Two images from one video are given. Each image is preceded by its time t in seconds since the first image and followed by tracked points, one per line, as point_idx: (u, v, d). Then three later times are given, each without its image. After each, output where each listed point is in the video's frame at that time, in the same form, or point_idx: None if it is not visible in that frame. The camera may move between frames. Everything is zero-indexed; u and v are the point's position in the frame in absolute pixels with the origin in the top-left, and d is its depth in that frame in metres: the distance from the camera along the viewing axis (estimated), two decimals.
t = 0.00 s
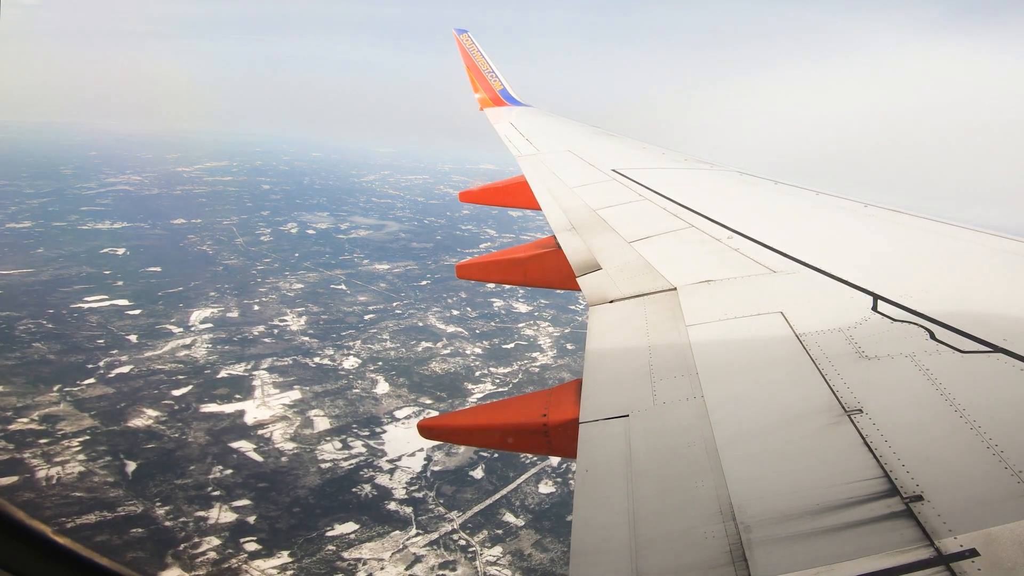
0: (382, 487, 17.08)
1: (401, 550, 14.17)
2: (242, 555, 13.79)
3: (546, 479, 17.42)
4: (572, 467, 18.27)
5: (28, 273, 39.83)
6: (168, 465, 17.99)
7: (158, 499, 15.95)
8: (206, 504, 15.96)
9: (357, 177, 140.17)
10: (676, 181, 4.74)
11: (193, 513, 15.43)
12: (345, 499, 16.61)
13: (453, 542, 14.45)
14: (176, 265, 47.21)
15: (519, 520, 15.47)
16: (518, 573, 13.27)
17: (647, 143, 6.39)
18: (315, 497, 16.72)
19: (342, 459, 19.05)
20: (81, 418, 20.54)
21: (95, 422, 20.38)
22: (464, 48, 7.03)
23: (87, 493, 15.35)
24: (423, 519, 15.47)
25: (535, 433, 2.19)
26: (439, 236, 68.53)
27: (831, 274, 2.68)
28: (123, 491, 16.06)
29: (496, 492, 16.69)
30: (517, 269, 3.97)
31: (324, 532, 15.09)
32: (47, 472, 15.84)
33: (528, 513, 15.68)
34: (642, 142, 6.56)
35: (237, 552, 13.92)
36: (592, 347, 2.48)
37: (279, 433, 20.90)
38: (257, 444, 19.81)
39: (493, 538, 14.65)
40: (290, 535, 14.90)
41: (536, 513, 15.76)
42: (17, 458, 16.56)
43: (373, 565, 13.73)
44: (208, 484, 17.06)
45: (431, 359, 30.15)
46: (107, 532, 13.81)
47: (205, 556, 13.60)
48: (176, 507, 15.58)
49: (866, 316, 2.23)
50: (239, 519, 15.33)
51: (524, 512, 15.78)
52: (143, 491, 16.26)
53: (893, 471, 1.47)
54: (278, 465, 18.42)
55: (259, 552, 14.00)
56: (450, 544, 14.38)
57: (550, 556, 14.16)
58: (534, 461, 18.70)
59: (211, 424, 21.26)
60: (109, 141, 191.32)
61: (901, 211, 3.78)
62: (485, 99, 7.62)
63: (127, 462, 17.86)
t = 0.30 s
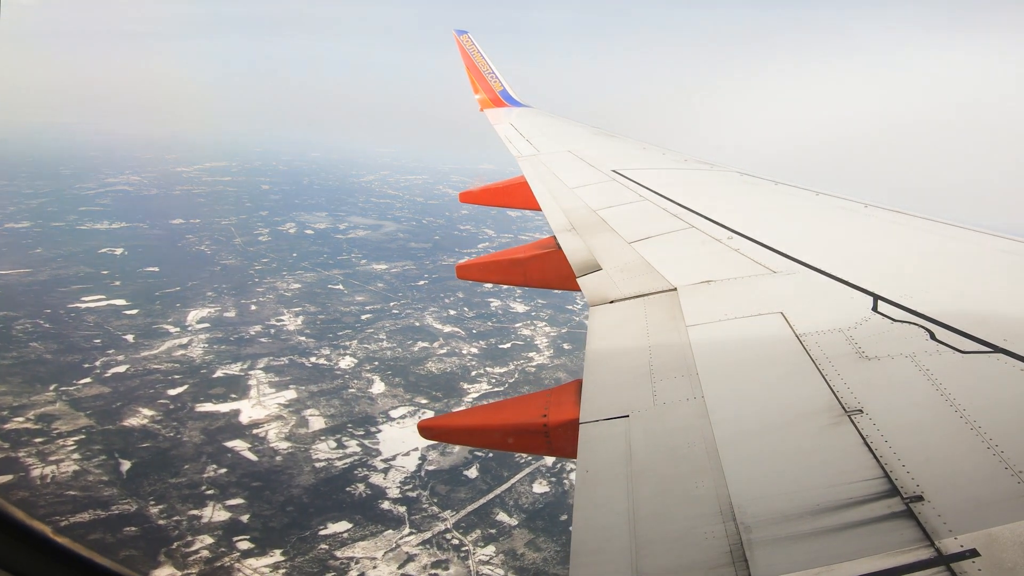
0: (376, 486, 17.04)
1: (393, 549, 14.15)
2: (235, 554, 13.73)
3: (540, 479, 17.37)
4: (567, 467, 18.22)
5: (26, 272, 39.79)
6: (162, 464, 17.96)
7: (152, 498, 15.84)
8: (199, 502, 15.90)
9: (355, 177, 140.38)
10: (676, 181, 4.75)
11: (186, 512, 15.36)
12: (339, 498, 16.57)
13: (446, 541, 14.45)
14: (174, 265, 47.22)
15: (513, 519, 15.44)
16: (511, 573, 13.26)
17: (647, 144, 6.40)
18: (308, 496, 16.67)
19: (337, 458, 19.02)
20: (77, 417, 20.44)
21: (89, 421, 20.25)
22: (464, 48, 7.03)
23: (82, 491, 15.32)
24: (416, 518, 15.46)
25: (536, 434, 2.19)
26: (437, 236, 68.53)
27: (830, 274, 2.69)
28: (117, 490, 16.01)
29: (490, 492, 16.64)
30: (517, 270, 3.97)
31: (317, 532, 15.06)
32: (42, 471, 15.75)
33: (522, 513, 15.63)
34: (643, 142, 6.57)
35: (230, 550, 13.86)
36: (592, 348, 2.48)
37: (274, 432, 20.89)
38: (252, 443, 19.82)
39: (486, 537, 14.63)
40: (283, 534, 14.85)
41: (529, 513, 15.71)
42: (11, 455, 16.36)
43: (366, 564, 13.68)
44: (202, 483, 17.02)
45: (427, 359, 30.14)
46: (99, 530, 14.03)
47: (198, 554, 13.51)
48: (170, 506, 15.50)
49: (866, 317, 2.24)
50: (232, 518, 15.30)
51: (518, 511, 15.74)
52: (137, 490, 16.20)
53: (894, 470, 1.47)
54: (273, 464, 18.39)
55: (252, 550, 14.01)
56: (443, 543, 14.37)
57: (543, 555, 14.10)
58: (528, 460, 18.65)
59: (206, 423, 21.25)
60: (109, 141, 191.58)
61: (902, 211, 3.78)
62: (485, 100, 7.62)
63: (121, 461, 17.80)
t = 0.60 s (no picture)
0: (370, 486, 17.07)
1: (386, 548, 14.17)
2: (227, 552, 13.63)
3: (534, 478, 17.36)
4: (561, 467, 18.22)
5: (23, 273, 39.69)
6: (157, 462, 17.87)
7: (146, 497, 15.63)
8: (193, 501, 15.77)
9: (353, 178, 140.63)
10: (676, 181, 4.75)
11: (180, 510, 15.21)
12: (332, 497, 16.56)
13: (439, 540, 14.47)
14: (172, 265, 47.22)
15: (506, 519, 15.47)
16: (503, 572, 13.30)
17: (647, 144, 6.41)
18: (302, 495, 16.64)
19: (331, 457, 19.01)
20: (73, 416, 19.83)
21: (85, 420, 19.78)
22: (464, 48, 7.02)
23: (76, 490, 14.62)
24: (409, 518, 15.50)
25: (536, 434, 2.19)
26: (435, 236, 68.61)
27: (831, 274, 2.69)
28: (111, 490, 15.48)
29: (484, 491, 16.64)
30: (517, 270, 3.97)
31: (310, 531, 15.02)
32: (35, 469, 14.81)
33: (515, 512, 15.65)
34: (642, 142, 6.57)
35: (223, 549, 13.76)
36: (592, 348, 2.48)
37: (269, 431, 20.91)
38: (246, 443, 19.84)
39: (478, 536, 14.65)
40: (277, 532, 14.79)
41: (523, 512, 15.72)
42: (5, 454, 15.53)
43: (358, 563, 13.64)
44: (197, 481, 16.96)
45: (423, 359, 30.18)
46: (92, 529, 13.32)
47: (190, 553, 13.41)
48: (164, 505, 15.35)
49: (867, 317, 2.23)
50: (226, 516, 15.21)
51: (511, 511, 15.76)
52: (131, 488, 15.98)
53: (894, 471, 1.47)
54: (267, 463, 18.39)
55: (245, 548, 13.82)
56: (436, 541, 14.39)
57: (536, 554, 14.09)
58: (523, 460, 18.64)
59: (201, 423, 21.27)
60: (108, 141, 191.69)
61: (901, 211, 3.79)
62: (485, 100, 7.62)
63: (116, 459, 17.41)
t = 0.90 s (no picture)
0: (363, 485, 17.08)
1: (379, 547, 14.15)
2: (220, 551, 13.54)
3: (528, 478, 17.36)
4: (555, 466, 18.21)
5: (20, 272, 39.65)
6: (151, 461, 17.81)
7: (140, 495, 15.53)
8: (186, 499, 15.64)
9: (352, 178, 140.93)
10: (677, 181, 4.75)
11: (173, 509, 15.11)
12: (326, 496, 16.54)
13: (432, 539, 14.47)
14: (169, 264, 47.23)
15: (499, 518, 15.47)
16: (496, 571, 13.29)
17: (646, 143, 6.40)
18: (295, 494, 16.62)
19: (325, 457, 19.02)
20: (68, 414, 19.74)
21: (80, 419, 19.70)
22: (464, 48, 7.02)
23: (70, 488, 14.54)
24: (403, 517, 15.51)
25: (536, 434, 2.20)
26: (433, 236, 68.67)
27: (831, 274, 2.69)
28: (105, 488, 15.37)
29: (478, 491, 16.64)
30: (517, 270, 3.97)
31: (303, 529, 14.98)
32: (29, 468, 14.87)
33: (508, 512, 15.65)
34: (643, 142, 6.57)
35: (215, 547, 13.66)
36: (593, 347, 2.48)
37: (264, 430, 20.93)
38: (241, 442, 19.84)
39: (472, 535, 14.64)
40: (270, 531, 14.75)
41: (516, 512, 15.72)
42: None
43: (351, 561, 13.61)
44: (190, 480, 16.92)
45: (419, 359, 30.19)
46: (86, 526, 13.14)
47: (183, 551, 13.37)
48: (157, 503, 15.21)
49: (867, 317, 2.23)
50: (219, 515, 15.17)
51: (505, 510, 15.75)
52: (125, 487, 15.88)
53: (894, 471, 1.47)
54: (261, 462, 18.39)
55: (237, 547, 13.78)
56: (429, 540, 14.40)
57: (528, 554, 14.08)
58: (517, 460, 18.64)
59: (196, 422, 21.27)
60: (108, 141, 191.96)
61: (901, 211, 3.78)
62: (485, 100, 7.62)
63: (110, 459, 17.32)
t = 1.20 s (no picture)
0: (357, 484, 17.10)
1: (371, 546, 14.15)
2: (212, 549, 13.46)
3: (522, 477, 17.38)
4: (549, 465, 18.22)
5: (17, 271, 39.63)
6: (146, 460, 17.76)
7: (134, 494, 15.47)
8: (180, 498, 15.61)
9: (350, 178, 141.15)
10: (677, 181, 4.75)
11: (166, 508, 15.06)
12: (319, 495, 16.55)
13: (425, 538, 14.50)
14: (166, 264, 47.25)
15: (493, 517, 15.47)
16: (488, 570, 13.29)
17: (647, 143, 6.40)
18: (289, 493, 16.62)
19: (320, 455, 19.01)
20: (63, 413, 19.69)
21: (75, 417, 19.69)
22: (464, 48, 7.02)
23: (64, 487, 14.50)
24: (396, 515, 15.52)
25: (536, 434, 2.19)
26: (431, 236, 68.72)
27: (831, 274, 2.69)
28: (99, 486, 15.32)
29: (471, 490, 16.65)
30: (518, 270, 3.97)
31: (296, 528, 15.00)
32: (23, 467, 14.89)
33: (502, 511, 15.67)
34: (643, 142, 6.57)
35: (208, 545, 13.60)
36: (593, 348, 2.48)
37: (258, 429, 20.94)
38: (235, 441, 19.83)
39: (465, 535, 14.64)
40: (263, 530, 14.74)
41: (510, 511, 15.73)
42: None
43: (343, 560, 13.60)
44: (184, 479, 16.89)
45: (415, 359, 30.20)
46: (80, 525, 13.25)
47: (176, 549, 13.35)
48: (151, 502, 15.17)
49: (866, 317, 2.24)
50: (212, 513, 15.12)
51: (498, 510, 15.76)
52: (119, 486, 15.81)
53: (894, 471, 1.47)
54: (255, 461, 18.39)
55: (230, 545, 13.73)
56: (422, 540, 14.42)
57: (521, 553, 14.11)
58: (511, 459, 18.65)
59: (191, 421, 21.26)
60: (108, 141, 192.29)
61: (902, 211, 3.78)
62: (485, 100, 7.63)
63: (105, 458, 17.26)
